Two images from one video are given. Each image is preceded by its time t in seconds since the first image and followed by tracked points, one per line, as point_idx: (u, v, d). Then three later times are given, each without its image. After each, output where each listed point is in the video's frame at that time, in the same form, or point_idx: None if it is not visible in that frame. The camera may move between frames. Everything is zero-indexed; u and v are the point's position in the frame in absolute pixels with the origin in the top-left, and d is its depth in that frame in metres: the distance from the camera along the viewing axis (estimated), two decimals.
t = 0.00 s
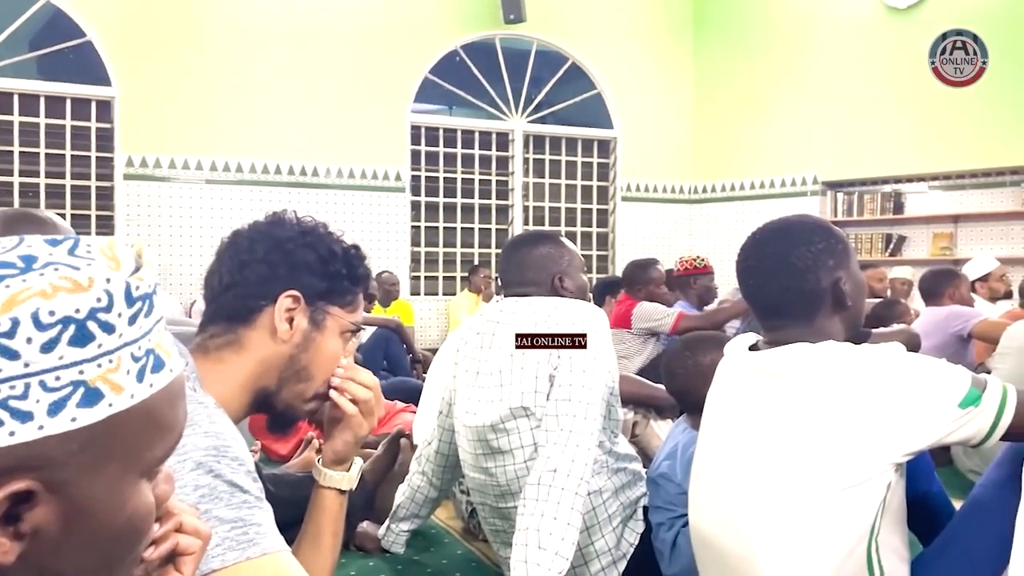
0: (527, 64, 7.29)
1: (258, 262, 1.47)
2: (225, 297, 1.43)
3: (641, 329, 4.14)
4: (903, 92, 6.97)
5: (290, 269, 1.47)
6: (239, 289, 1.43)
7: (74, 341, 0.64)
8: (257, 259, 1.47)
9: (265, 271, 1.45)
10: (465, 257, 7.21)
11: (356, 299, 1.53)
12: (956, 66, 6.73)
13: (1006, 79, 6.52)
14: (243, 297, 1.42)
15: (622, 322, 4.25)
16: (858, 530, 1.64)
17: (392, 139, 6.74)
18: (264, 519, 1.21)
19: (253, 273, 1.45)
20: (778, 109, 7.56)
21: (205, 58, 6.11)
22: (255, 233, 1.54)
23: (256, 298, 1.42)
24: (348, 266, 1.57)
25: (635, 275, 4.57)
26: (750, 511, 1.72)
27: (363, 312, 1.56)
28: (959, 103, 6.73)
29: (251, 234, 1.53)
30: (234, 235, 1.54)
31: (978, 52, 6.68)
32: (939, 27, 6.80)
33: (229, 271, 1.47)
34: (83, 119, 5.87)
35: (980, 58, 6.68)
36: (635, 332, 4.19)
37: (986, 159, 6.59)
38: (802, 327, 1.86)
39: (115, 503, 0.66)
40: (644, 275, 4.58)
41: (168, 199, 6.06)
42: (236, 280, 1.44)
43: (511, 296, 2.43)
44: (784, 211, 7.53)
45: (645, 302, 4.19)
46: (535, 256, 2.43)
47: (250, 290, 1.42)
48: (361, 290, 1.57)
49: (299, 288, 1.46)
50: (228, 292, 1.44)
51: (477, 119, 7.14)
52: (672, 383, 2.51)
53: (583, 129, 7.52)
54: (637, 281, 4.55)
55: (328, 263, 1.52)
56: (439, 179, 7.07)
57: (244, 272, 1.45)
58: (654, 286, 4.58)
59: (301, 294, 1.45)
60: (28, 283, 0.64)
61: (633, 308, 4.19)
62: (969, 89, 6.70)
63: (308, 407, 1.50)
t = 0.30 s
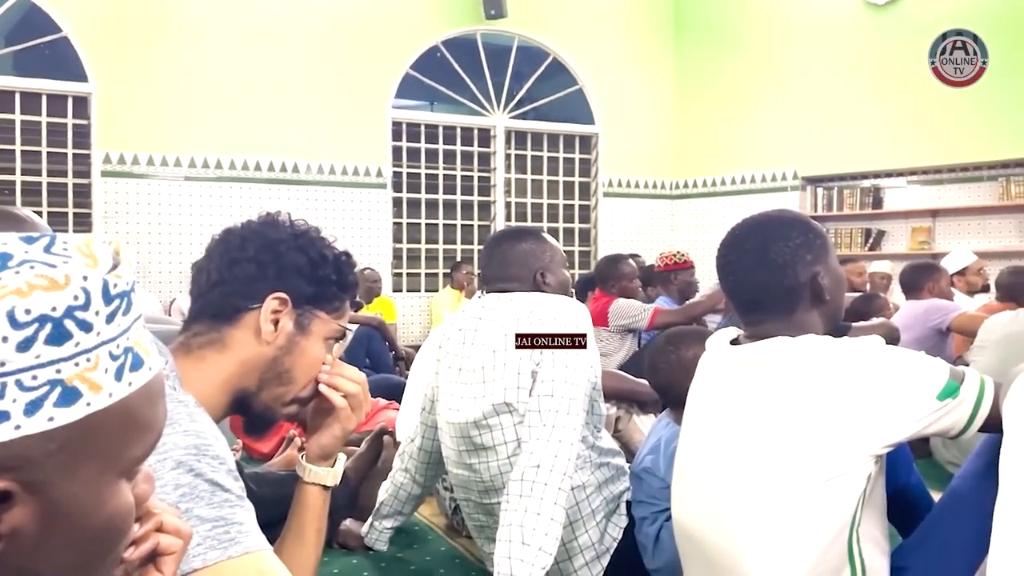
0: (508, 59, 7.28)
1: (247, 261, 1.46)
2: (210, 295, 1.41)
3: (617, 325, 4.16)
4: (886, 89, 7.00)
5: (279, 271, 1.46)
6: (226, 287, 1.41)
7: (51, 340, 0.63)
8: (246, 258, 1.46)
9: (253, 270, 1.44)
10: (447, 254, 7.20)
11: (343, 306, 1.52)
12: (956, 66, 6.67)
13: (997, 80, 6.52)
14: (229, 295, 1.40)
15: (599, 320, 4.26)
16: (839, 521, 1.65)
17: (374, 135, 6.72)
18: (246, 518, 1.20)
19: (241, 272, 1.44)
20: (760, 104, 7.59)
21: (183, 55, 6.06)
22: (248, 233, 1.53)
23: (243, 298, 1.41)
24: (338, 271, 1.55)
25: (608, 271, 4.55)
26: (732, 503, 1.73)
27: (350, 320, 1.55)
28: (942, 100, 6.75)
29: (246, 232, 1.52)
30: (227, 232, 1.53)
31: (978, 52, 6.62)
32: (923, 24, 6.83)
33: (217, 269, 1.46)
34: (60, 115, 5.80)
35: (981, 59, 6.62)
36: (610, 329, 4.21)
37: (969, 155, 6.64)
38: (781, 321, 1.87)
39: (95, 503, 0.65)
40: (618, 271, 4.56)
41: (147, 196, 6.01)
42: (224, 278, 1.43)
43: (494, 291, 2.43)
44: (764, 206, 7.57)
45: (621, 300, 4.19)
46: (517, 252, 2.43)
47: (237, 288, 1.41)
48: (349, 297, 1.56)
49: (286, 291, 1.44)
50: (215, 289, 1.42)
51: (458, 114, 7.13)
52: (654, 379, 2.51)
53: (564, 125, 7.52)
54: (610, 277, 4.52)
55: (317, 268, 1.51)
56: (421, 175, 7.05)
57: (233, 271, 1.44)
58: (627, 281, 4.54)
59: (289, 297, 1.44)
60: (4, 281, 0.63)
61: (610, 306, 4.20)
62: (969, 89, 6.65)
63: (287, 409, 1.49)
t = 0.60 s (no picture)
0: (493, 55, 7.28)
1: (238, 261, 1.45)
2: (199, 294, 1.40)
3: (606, 324, 4.15)
4: (873, 85, 7.03)
5: (271, 271, 1.46)
6: (216, 286, 1.40)
7: (36, 340, 0.63)
8: (238, 257, 1.46)
9: (244, 270, 1.43)
10: (433, 250, 7.20)
11: (332, 309, 1.52)
12: (956, 66, 6.68)
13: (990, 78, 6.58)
14: (219, 294, 1.40)
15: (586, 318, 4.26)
16: (824, 513, 1.66)
17: (359, 130, 6.69)
18: (235, 516, 1.20)
19: (231, 272, 1.43)
20: (742, 100, 7.64)
21: (166, 51, 6.02)
22: (241, 232, 1.52)
23: (234, 298, 1.40)
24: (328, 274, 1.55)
25: (595, 267, 4.56)
26: (718, 496, 1.73)
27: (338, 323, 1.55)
28: (929, 96, 6.80)
29: (237, 232, 1.52)
30: (219, 230, 1.53)
31: (978, 52, 6.63)
32: (910, 20, 6.86)
33: (208, 267, 1.45)
34: (41, 112, 5.74)
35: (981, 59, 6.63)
36: (599, 328, 4.20)
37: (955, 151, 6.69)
38: (765, 316, 1.88)
39: (81, 503, 0.65)
40: (606, 268, 4.56)
41: (130, 194, 5.97)
42: (213, 277, 1.42)
43: (479, 288, 2.43)
44: (749, 200, 7.60)
45: (608, 298, 4.19)
46: (502, 248, 2.43)
47: (226, 288, 1.40)
48: (339, 300, 1.56)
49: (276, 292, 1.44)
50: (204, 289, 1.41)
51: (443, 110, 7.12)
52: (641, 374, 2.52)
53: (550, 120, 7.53)
54: (597, 273, 4.52)
55: (309, 270, 1.50)
56: (407, 171, 7.04)
57: (223, 270, 1.43)
58: (614, 276, 4.54)
59: (278, 298, 1.43)
60: None
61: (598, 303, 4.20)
62: (968, 89, 6.67)
63: (273, 411, 1.48)
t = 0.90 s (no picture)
0: (472, 49, 7.27)
1: (209, 257, 1.41)
2: (172, 292, 1.38)
3: (597, 319, 4.15)
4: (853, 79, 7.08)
5: (243, 265, 1.42)
6: (188, 283, 1.37)
7: (10, 334, 0.62)
8: (208, 253, 1.41)
9: (215, 266, 1.40)
10: (413, 245, 7.19)
11: (308, 297, 1.49)
12: (955, 66, 6.66)
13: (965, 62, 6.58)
14: (192, 291, 1.37)
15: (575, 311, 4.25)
16: (801, 502, 1.68)
17: (338, 124, 6.65)
18: (215, 511, 1.19)
19: (203, 267, 1.39)
20: (719, 92, 7.68)
21: (142, 45, 5.96)
22: (208, 226, 1.47)
23: (209, 293, 1.37)
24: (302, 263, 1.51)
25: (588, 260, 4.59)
26: (700, 486, 1.74)
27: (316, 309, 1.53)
28: (907, 88, 6.84)
29: (205, 227, 1.46)
30: (186, 224, 1.47)
31: (978, 52, 6.66)
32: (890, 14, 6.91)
33: (178, 264, 1.41)
34: (14, 106, 5.65)
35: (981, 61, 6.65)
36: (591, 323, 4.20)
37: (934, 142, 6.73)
38: (742, 308, 1.89)
39: (56, 499, 0.65)
40: (598, 262, 4.59)
41: (106, 189, 5.91)
42: (185, 273, 1.39)
43: (459, 282, 2.43)
44: (728, 193, 7.65)
45: (600, 293, 4.19)
46: (481, 241, 2.43)
47: (199, 285, 1.37)
48: (315, 287, 1.54)
49: (250, 285, 1.41)
50: (177, 286, 1.38)
51: (423, 104, 7.10)
52: (622, 366, 2.52)
53: (529, 115, 7.54)
54: (591, 267, 4.56)
55: (282, 261, 1.46)
56: (386, 165, 7.01)
57: (194, 266, 1.39)
58: (608, 270, 4.60)
59: (253, 291, 1.41)
60: None
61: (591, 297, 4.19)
62: (968, 90, 6.64)
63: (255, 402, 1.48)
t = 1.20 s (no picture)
0: (456, 45, 7.26)
1: (177, 253, 1.39)
2: (145, 290, 1.36)
3: (585, 315, 4.14)
4: (837, 76, 7.14)
5: (213, 257, 1.40)
6: (159, 280, 1.35)
7: None
8: (177, 248, 1.40)
9: (185, 260, 1.38)
10: (398, 241, 7.18)
11: (283, 283, 1.47)
12: (956, 66, 6.71)
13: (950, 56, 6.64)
14: (165, 289, 1.35)
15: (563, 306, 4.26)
16: (784, 495, 1.69)
17: (321, 120, 6.62)
18: (198, 510, 1.18)
19: (173, 263, 1.37)
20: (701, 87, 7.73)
21: (124, 40, 5.92)
22: (174, 221, 1.45)
23: (182, 289, 1.35)
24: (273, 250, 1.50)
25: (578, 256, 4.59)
26: (684, 481, 1.75)
27: (292, 294, 1.51)
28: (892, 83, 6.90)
29: (171, 221, 1.44)
30: (152, 220, 1.45)
31: (978, 52, 6.71)
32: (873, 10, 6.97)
33: (146, 262, 1.39)
34: None
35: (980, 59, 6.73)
36: (578, 317, 4.17)
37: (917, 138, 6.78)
38: (726, 302, 1.89)
39: (38, 498, 0.64)
40: (587, 258, 4.60)
41: (86, 185, 5.89)
42: (155, 271, 1.37)
43: (444, 278, 2.43)
44: (712, 188, 7.69)
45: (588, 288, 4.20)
46: (466, 237, 2.42)
47: (171, 282, 1.35)
48: (290, 273, 1.52)
49: (224, 278, 1.39)
50: (149, 283, 1.36)
51: (407, 100, 7.10)
52: (606, 361, 2.53)
53: (513, 110, 7.55)
54: (582, 263, 4.57)
55: (253, 250, 1.45)
56: (370, 161, 7.00)
57: (163, 263, 1.38)
58: (598, 267, 4.61)
59: (226, 284, 1.39)
60: None
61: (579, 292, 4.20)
62: (968, 89, 6.71)
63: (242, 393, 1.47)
